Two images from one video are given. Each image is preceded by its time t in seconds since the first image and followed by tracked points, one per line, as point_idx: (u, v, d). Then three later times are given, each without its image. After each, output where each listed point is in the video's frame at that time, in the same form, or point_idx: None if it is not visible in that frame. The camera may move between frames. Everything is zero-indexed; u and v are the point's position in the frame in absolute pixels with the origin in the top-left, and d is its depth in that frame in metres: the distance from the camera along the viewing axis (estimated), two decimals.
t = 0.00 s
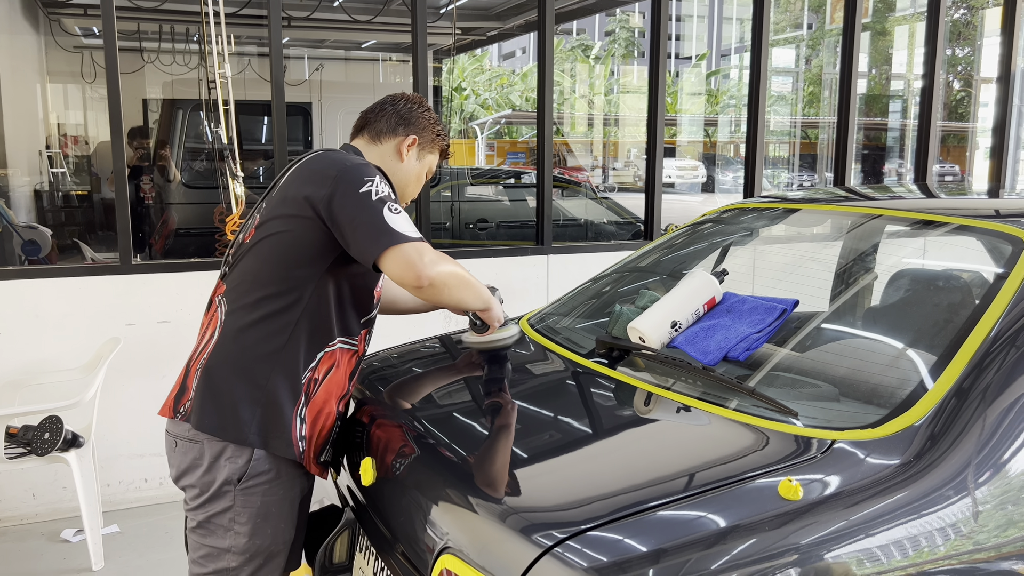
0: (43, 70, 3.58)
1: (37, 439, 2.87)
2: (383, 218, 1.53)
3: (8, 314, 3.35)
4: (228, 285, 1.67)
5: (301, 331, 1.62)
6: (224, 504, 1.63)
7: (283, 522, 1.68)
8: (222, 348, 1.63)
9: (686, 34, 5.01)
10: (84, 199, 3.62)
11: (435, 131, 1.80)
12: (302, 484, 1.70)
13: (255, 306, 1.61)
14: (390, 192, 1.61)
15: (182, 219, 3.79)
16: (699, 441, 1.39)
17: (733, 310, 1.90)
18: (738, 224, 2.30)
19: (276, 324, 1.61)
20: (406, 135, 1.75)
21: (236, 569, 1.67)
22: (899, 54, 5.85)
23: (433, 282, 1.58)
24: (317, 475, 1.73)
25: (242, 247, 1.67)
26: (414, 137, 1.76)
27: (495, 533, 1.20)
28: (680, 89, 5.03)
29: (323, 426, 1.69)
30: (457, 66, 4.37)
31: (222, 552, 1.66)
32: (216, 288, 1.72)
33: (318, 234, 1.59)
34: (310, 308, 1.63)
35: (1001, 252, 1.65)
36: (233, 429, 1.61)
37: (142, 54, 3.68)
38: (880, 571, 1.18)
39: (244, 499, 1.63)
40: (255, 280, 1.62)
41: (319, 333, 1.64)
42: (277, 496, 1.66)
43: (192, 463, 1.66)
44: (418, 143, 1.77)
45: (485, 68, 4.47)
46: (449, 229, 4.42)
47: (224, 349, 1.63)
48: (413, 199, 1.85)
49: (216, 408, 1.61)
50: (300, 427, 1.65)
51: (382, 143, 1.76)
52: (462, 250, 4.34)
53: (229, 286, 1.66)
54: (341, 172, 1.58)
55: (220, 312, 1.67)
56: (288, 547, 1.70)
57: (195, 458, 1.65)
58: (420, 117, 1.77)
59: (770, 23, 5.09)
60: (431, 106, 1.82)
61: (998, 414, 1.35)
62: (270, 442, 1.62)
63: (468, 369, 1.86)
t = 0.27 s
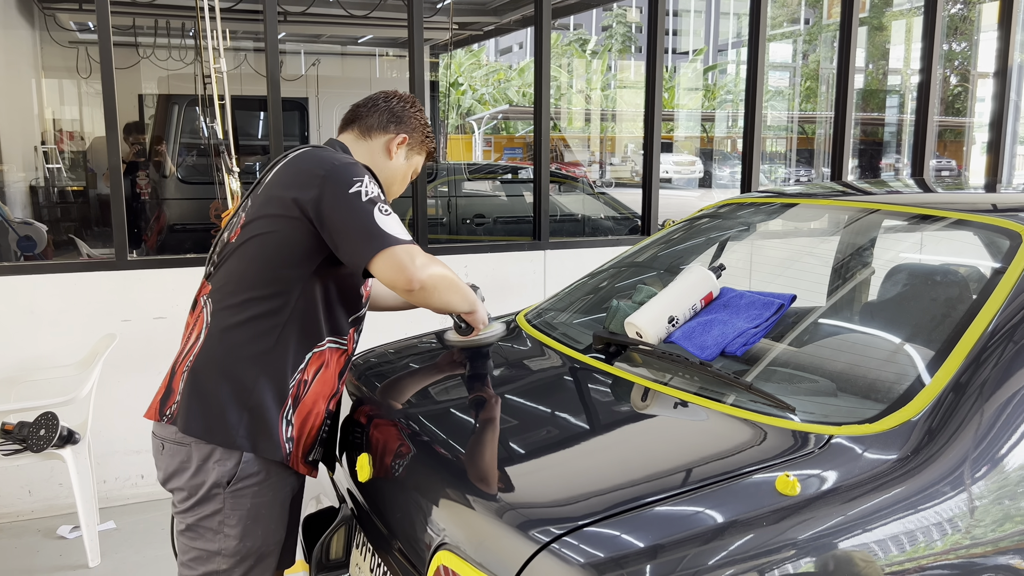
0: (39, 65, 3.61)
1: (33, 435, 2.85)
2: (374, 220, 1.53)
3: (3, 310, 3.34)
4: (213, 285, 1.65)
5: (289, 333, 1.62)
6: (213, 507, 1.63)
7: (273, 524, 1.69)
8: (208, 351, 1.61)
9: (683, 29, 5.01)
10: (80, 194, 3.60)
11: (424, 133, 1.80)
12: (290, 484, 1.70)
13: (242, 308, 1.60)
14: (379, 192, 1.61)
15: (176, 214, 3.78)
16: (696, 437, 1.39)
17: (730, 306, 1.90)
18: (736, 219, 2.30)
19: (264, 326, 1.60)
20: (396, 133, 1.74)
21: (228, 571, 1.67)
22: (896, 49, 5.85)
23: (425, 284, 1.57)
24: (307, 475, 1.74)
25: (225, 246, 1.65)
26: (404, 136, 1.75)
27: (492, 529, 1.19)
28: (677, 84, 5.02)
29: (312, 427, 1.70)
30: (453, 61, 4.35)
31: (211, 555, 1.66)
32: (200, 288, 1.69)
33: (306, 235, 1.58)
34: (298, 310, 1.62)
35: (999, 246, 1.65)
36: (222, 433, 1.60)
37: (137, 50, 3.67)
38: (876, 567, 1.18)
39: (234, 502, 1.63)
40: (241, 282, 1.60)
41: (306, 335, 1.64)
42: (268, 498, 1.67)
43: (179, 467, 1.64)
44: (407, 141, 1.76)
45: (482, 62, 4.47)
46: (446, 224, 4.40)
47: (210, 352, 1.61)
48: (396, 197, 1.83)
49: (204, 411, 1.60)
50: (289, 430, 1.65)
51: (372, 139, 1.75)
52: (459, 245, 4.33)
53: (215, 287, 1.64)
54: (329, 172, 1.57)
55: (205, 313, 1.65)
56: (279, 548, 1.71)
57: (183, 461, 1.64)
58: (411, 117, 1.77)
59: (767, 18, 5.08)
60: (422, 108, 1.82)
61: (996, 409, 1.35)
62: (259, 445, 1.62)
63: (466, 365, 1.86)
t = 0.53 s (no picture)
0: (34, 61, 3.59)
1: (29, 433, 2.85)
2: (346, 219, 1.52)
3: None
4: (189, 292, 1.64)
5: (269, 336, 1.62)
6: (201, 515, 1.64)
7: (265, 529, 1.69)
8: (188, 359, 1.61)
9: (680, 25, 5.00)
10: (77, 191, 3.60)
11: (396, 123, 1.79)
12: (280, 489, 1.70)
13: (221, 314, 1.60)
14: (351, 189, 1.59)
15: (172, 212, 3.79)
16: (693, 433, 1.38)
17: (728, 302, 1.90)
18: (733, 215, 2.30)
19: (244, 331, 1.60)
20: (369, 124, 1.74)
21: None
22: (893, 44, 5.85)
23: (397, 286, 1.57)
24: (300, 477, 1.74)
25: (199, 251, 1.65)
26: (377, 126, 1.75)
27: (489, 527, 1.19)
28: (674, 80, 5.02)
29: (301, 428, 1.71)
30: (451, 57, 4.34)
31: (204, 562, 1.66)
32: (175, 294, 1.69)
33: (281, 236, 1.57)
34: (277, 312, 1.62)
35: (995, 242, 1.65)
36: (206, 441, 1.60)
37: (133, 46, 3.64)
38: (871, 564, 1.18)
39: (222, 509, 1.64)
40: (218, 287, 1.60)
41: (287, 336, 1.64)
42: (257, 504, 1.67)
43: (166, 476, 1.65)
44: (380, 132, 1.76)
45: (479, 58, 4.46)
46: (444, 220, 4.40)
47: (189, 359, 1.61)
48: (370, 190, 1.82)
49: (187, 420, 1.60)
50: (276, 434, 1.65)
51: (344, 131, 1.74)
52: (456, 241, 4.32)
53: (191, 294, 1.63)
54: (299, 171, 1.56)
55: (182, 320, 1.65)
56: (273, 550, 1.72)
57: (169, 471, 1.64)
58: (384, 107, 1.76)
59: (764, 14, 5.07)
60: (394, 99, 1.82)
61: (993, 405, 1.35)
62: (245, 450, 1.62)
63: (464, 361, 1.86)
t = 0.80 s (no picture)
0: (31, 57, 3.61)
1: (28, 430, 2.84)
2: (321, 219, 1.52)
3: None
4: (167, 297, 1.63)
5: (252, 338, 1.61)
6: (192, 521, 1.64)
7: (257, 531, 1.70)
8: (170, 365, 1.60)
9: (678, 20, 4.99)
10: (74, 187, 3.60)
11: (370, 113, 1.79)
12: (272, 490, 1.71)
13: (202, 318, 1.59)
14: (326, 187, 1.59)
15: (170, 209, 3.78)
16: (691, 430, 1.39)
17: (726, 299, 1.90)
18: (731, 211, 2.30)
19: (226, 334, 1.60)
20: (342, 115, 1.74)
21: None
22: (891, 40, 5.84)
23: (372, 289, 1.57)
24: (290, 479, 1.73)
25: (174, 255, 1.64)
26: (350, 118, 1.75)
27: (489, 525, 1.19)
28: (672, 76, 5.02)
29: (290, 430, 1.71)
30: (448, 53, 4.33)
31: (197, 567, 1.66)
32: (153, 300, 1.68)
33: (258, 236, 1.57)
34: (259, 314, 1.61)
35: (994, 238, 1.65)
36: (194, 447, 1.60)
37: (131, 42, 3.63)
38: (868, 560, 1.18)
39: (213, 514, 1.64)
40: (197, 292, 1.59)
41: (270, 338, 1.64)
42: (248, 508, 1.67)
43: (155, 484, 1.64)
44: (354, 123, 1.76)
45: (477, 55, 4.45)
46: (442, 217, 4.39)
47: (170, 365, 1.60)
48: (344, 182, 1.83)
49: (174, 428, 1.60)
50: (263, 437, 1.65)
51: (318, 123, 1.74)
52: (454, 238, 4.32)
53: (169, 299, 1.63)
54: (272, 170, 1.55)
55: (162, 327, 1.64)
56: (267, 551, 1.73)
57: (158, 480, 1.63)
58: (357, 98, 1.76)
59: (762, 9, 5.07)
60: (367, 87, 1.82)
61: (992, 401, 1.35)
62: (233, 455, 1.62)
63: (462, 358, 1.85)
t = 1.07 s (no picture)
0: (30, 54, 3.56)
1: (28, 428, 2.84)
2: (299, 217, 1.52)
3: None
4: (151, 302, 1.63)
5: (241, 339, 1.61)
6: (193, 523, 1.64)
7: (258, 531, 1.70)
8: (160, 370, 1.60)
9: (677, 16, 4.98)
10: (73, 185, 3.59)
11: (346, 98, 1.76)
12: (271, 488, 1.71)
13: (190, 321, 1.59)
14: (303, 183, 1.58)
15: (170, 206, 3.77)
16: (691, 427, 1.39)
17: (726, 295, 1.90)
18: (731, 208, 2.30)
19: (214, 337, 1.60)
20: (316, 103, 1.71)
21: None
22: (891, 35, 5.83)
23: (350, 289, 1.56)
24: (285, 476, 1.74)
25: (156, 259, 1.63)
26: (324, 104, 1.72)
27: (489, 521, 1.19)
28: (672, 72, 5.01)
29: (283, 428, 1.71)
30: (447, 49, 4.32)
31: (198, 569, 1.67)
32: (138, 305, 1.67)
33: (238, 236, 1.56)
34: (246, 313, 1.61)
35: (994, 234, 1.65)
36: (190, 452, 1.60)
37: (129, 39, 3.62)
38: (868, 556, 1.19)
39: (213, 517, 1.64)
40: (183, 295, 1.59)
41: (259, 337, 1.63)
42: (249, 507, 1.67)
43: (154, 490, 1.64)
44: (329, 110, 1.73)
45: (476, 51, 4.43)
46: (442, 214, 4.40)
47: (159, 370, 1.60)
48: (325, 171, 1.81)
49: (168, 433, 1.60)
50: (256, 438, 1.65)
51: (291, 113, 1.72)
52: (454, 235, 4.32)
53: (154, 304, 1.62)
54: (246, 167, 1.54)
55: (149, 332, 1.63)
56: (270, 549, 1.73)
57: (157, 486, 1.64)
58: (330, 84, 1.73)
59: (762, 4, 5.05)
60: (341, 72, 1.79)
61: (992, 397, 1.35)
62: (230, 456, 1.62)
63: (462, 355, 1.86)
